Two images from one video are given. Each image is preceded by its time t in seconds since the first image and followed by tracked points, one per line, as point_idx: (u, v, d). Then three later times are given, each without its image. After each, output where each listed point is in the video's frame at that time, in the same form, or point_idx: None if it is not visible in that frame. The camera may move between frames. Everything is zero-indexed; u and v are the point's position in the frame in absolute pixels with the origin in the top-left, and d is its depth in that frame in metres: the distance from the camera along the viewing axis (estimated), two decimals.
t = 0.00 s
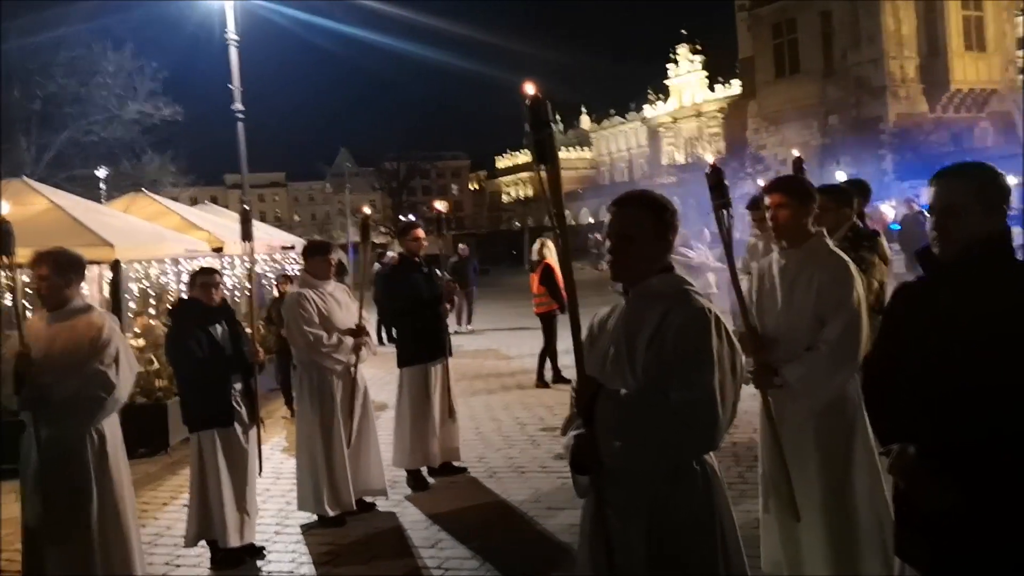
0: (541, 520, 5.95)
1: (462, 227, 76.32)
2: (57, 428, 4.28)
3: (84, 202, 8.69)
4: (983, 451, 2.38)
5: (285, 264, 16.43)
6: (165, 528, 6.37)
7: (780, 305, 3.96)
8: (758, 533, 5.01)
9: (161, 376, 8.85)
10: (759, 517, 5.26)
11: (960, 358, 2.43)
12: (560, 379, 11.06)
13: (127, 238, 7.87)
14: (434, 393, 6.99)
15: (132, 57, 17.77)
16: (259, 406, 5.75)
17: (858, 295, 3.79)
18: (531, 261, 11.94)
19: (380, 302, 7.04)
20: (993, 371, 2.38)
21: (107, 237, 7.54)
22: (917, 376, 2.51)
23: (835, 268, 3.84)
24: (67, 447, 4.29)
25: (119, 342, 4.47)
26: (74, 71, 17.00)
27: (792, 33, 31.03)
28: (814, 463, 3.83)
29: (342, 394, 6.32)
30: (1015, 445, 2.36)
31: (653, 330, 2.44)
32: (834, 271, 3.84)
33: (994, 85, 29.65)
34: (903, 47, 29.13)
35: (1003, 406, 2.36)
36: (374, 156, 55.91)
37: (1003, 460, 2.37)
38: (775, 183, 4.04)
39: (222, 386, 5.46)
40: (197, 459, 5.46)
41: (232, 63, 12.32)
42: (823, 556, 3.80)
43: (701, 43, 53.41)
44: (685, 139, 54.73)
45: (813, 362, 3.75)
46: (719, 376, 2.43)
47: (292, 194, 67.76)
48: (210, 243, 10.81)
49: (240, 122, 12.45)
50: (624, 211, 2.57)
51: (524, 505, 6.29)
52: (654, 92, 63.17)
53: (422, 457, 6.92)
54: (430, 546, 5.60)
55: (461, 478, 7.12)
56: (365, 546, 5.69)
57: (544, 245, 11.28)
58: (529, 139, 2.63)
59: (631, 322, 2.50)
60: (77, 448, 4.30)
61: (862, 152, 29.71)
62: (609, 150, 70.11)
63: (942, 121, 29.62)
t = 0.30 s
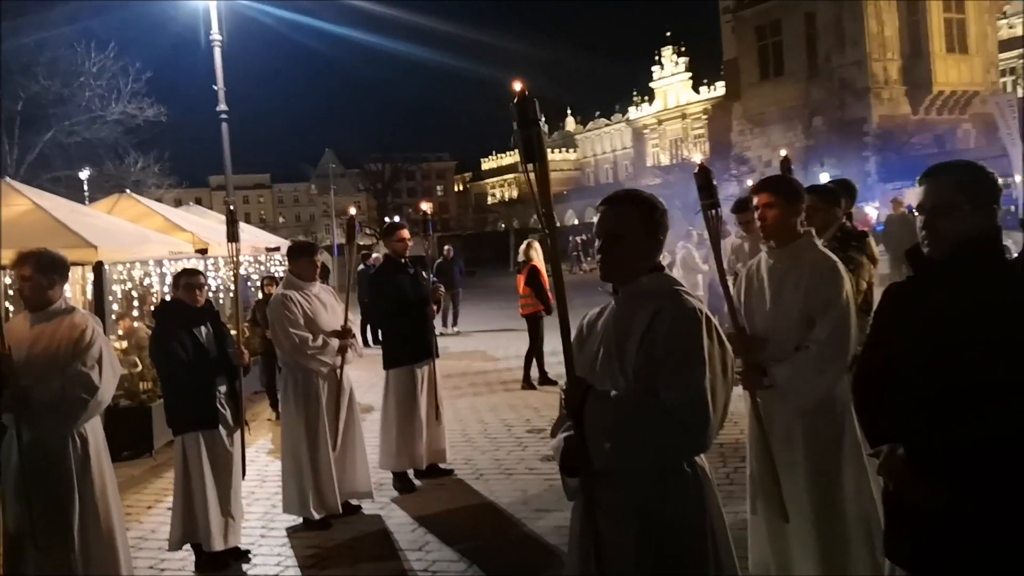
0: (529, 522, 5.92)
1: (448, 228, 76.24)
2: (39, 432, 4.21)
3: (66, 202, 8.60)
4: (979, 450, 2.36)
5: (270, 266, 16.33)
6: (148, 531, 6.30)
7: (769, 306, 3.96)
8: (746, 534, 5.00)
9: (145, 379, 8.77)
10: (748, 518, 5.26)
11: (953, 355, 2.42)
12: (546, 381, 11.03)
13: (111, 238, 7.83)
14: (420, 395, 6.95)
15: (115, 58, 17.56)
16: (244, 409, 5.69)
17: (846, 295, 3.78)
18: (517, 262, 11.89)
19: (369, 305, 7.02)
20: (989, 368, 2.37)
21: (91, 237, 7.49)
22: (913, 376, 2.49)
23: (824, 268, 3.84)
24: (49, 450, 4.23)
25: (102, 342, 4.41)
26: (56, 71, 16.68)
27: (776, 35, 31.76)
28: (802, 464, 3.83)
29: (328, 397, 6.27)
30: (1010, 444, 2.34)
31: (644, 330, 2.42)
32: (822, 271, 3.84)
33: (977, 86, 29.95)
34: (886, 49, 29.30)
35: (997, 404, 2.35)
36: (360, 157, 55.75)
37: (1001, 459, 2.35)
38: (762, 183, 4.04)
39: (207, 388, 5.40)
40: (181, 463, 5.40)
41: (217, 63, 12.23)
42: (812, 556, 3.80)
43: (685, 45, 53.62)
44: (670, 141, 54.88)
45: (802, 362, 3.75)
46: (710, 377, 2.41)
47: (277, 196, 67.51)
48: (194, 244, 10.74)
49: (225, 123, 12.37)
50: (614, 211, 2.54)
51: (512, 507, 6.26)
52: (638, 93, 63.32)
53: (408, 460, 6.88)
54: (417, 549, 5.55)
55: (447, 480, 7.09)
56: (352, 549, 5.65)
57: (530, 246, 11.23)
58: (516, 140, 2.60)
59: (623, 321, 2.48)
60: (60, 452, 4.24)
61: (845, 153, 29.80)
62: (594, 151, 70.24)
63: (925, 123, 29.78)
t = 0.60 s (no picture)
0: (524, 525, 5.88)
1: (444, 228, 76.22)
2: (30, 436, 4.13)
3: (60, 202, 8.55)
4: (976, 450, 2.32)
5: (266, 266, 16.28)
6: (141, 535, 6.25)
7: (764, 308, 3.91)
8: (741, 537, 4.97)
9: (138, 381, 8.73)
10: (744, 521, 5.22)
11: (953, 354, 2.37)
12: (542, 381, 10.99)
13: (105, 240, 7.78)
14: (415, 396, 6.90)
15: (110, 57, 17.44)
16: (237, 412, 5.64)
17: (843, 296, 3.75)
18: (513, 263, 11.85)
19: (363, 308, 6.97)
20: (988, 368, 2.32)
21: (85, 239, 7.44)
22: (912, 377, 2.44)
23: (821, 269, 3.80)
24: (39, 454, 4.17)
25: (93, 345, 4.39)
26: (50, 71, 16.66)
27: (772, 35, 31.76)
28: (798, 468, 3.79)
29: (323, 399, 6.22)
30: (1009, 445, 2.30)
31: (639, 332, 2.38)
32: (819, 271, 3.80)
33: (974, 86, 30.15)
34: (881, 49, 29.36)
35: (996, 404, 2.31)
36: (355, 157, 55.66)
37: (1002, 461, 2.31)
38: (759, 183, 4.01)
39: (200, 391, 5.36)
40: (174, 467, 5.36)
41: (212, 63, 12.18)
42: (807, 561, 3.76)
43: (681, 45, 53.72)
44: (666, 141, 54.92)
45: (799, 364, 3.72)
46: (705, 381, 2.37)
47: (273, 196, 67.45)
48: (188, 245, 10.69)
49: (220, 123, 12.33)
50: (610, 213, 2.50)
51: (507, 510, 6.22)
52: (634, 93, 63.35)
53: (403, 462, 6.84)
54: (412, 553, 5.51)
55: (442, 482, 7.05)
56: (346, 553, 5.60)
57: (526, 246, 11.19)
58: (509, 140, 2.55)
59: (618, 324, 2.44)
60: (52, 458, 4.19)
61: (841, 152, 29.58)
62: (590, 151, 70.27)
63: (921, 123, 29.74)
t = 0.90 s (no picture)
0: (521, 529, 5.84)
1: (441, 231, 76.18)
2: (25, 436, 4.12)
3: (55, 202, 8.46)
4: (975, 452, 2.29)
5: (262, 268, 16.24)
6: (135, 537, 6.20)
7: (764, 312, 3.88)
8: (740, 542, 4.93)
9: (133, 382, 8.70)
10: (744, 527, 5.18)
11: (954, 353, 2.33)
12: (538, 385, 10.95)
13: (102, 241, 7.72)
14: (410, 399, 6.86)
15: (107, 58, 17.35)
16: (233, 414, 5.60)
17: (843, 301, 3.72)
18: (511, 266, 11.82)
19: (360, 310, 6.94)
20: (987, 368, 2.29)
21: (81, 240, 7.36)
22: (912, 379, 2.41)
23: (822, 273, 3.77)
24: (34, 455, 4.13)
25: (90, 346, 4.33)
26: (48, 73, 16.68)
27: (770, 39, 31.81)
28: (798, 472, 3.76)
29: (319, 400, 6.18)
30: (1008, 447, 2.27)
31: (640, 336, 2.35)
32: (821, 274, 3.77)
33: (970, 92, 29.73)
34: (880, 54, 29.24)
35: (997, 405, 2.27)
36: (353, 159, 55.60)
37: (1002, 460, 2.27)
38: (760, 186, 3.98)
39: (196, 393, 5.32)
40: (169, 469, 5.32)
41: (209, 64, 12.15)
42: (808, 567, 3.72)
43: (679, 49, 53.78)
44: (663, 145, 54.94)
45: (800, 369, 3.70)
46: (708, 385, 2.34)
47: (270, 198, 67.39)
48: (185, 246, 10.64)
49: (217, 125, 12.30)
50: (610, 214, 2.47)
51: (503, 514, 6.18)
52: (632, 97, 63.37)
53: (399, 465, 6.81)
54: (408, 557, 5.47)
55: (438, 486, 7.01)
56: (341, 557, 5.55)
57: (524, 249, 11.16)
58: (510, 141, 2.52)
59: (618, 328, 2.41)
60: (46, 459, 4.14)
61: (838, 157, 29.81)
62: (587, 155, 70.32)
63: (918, 128, 29.71)
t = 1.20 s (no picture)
0: (518, 536, 5.83)
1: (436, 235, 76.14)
2: (22, 436, 4.08)
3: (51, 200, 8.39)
4: (978, 459, 2.28)
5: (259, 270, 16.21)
6: (131, 539, 6.16)
7: (769, 322, 3.86)
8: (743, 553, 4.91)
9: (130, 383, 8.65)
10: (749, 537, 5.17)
11: (957, 361, 2.32)
12: (535, 391, 10.94)
13: (98, 240, 7.69)
14: (408, 404, 6.83)
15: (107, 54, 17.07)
16: (232, 416, 5.56)
17: (849, 313, 3.72)
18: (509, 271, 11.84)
19: (359, 314, 6.91)
20: (994, 375, 2.28)
21: (78, 239, 7.33)
22: (914, 389, 2.39)
23: (828, 284, 3.77)
24: (31, 455, 4.09)
25: (91, 347, 4.31)
26: (45, 69, 16.31)
27: (768, 49, 31.82)
28: (801, 482, 3.74)
29: (317, 403, 6.16)
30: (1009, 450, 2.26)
31: (652, 346, 2.33)
32: (826, 285, 3.77)
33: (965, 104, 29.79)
34: (876, 65, 29.30)
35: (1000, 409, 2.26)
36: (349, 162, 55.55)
37: (1000, 464, 2.26)
38: (767, 196, 3.98)
39: (194, 394, 5.28)
40: (167, 471, 5.28)
41: (207, 65, 12.13)
42: None
43: (676, 57, 53.95)
44: (659, 152, 55.01)
45: (805, 381, 3.69)
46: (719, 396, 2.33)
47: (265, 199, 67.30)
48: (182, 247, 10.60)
49: (215, 125, 12.27)
50: (622, 222, 2.46)
51: (501, 520, 6.16)
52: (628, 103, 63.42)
53: (396, 470, 6.79)
54: (405, 562, 5.44)
55: (435, 491, 6.99)
56: (338, 561, 5.52)
57: (523, 255, 11.17)
58: (524, 147, 2.51)
59: (629, 337, 2.40)
60: (44, 460, 4.11)
61: (834, 167, 29.96)
62: (583, 161, 70.40)
63: (914, 139, 29.82)
